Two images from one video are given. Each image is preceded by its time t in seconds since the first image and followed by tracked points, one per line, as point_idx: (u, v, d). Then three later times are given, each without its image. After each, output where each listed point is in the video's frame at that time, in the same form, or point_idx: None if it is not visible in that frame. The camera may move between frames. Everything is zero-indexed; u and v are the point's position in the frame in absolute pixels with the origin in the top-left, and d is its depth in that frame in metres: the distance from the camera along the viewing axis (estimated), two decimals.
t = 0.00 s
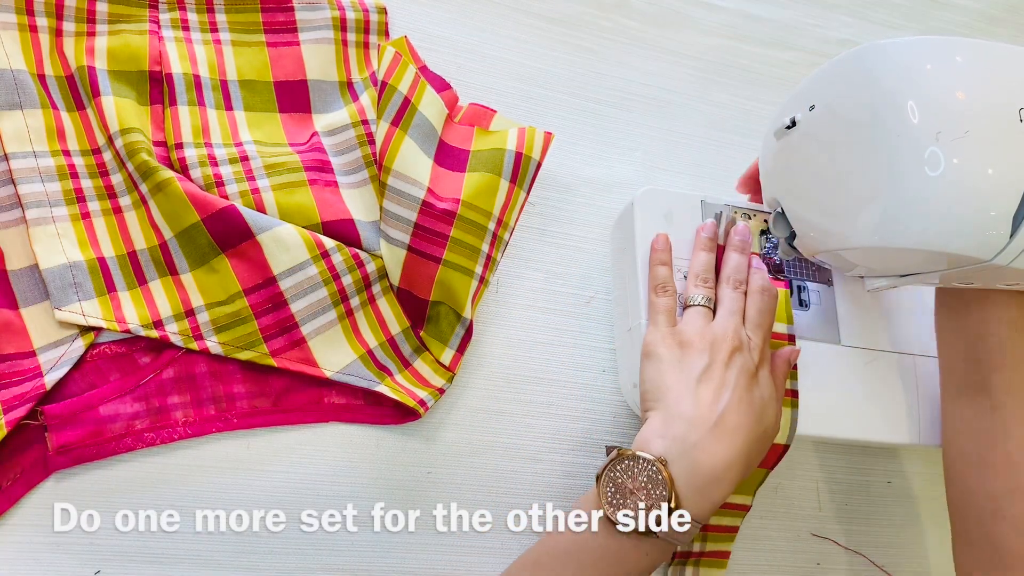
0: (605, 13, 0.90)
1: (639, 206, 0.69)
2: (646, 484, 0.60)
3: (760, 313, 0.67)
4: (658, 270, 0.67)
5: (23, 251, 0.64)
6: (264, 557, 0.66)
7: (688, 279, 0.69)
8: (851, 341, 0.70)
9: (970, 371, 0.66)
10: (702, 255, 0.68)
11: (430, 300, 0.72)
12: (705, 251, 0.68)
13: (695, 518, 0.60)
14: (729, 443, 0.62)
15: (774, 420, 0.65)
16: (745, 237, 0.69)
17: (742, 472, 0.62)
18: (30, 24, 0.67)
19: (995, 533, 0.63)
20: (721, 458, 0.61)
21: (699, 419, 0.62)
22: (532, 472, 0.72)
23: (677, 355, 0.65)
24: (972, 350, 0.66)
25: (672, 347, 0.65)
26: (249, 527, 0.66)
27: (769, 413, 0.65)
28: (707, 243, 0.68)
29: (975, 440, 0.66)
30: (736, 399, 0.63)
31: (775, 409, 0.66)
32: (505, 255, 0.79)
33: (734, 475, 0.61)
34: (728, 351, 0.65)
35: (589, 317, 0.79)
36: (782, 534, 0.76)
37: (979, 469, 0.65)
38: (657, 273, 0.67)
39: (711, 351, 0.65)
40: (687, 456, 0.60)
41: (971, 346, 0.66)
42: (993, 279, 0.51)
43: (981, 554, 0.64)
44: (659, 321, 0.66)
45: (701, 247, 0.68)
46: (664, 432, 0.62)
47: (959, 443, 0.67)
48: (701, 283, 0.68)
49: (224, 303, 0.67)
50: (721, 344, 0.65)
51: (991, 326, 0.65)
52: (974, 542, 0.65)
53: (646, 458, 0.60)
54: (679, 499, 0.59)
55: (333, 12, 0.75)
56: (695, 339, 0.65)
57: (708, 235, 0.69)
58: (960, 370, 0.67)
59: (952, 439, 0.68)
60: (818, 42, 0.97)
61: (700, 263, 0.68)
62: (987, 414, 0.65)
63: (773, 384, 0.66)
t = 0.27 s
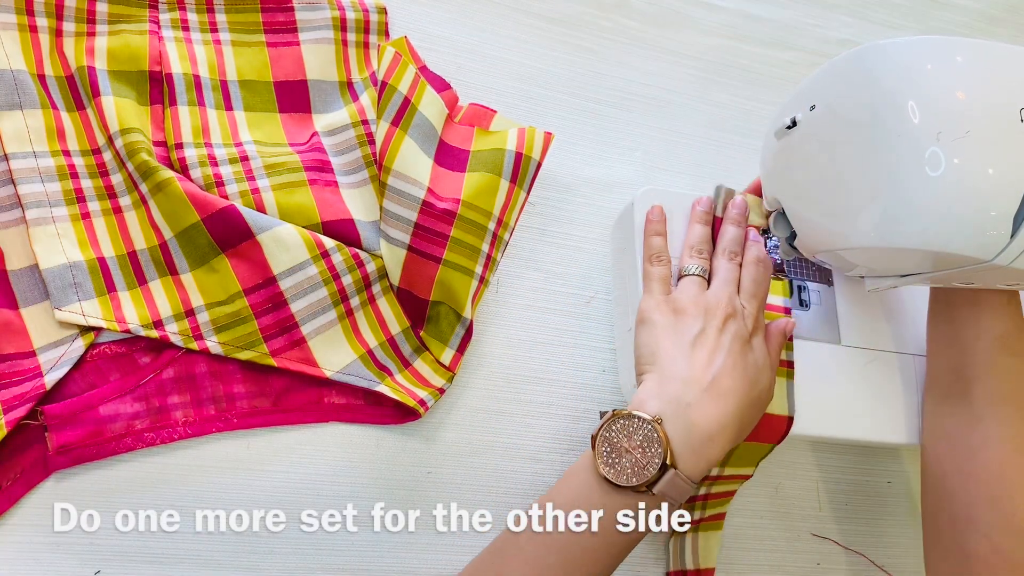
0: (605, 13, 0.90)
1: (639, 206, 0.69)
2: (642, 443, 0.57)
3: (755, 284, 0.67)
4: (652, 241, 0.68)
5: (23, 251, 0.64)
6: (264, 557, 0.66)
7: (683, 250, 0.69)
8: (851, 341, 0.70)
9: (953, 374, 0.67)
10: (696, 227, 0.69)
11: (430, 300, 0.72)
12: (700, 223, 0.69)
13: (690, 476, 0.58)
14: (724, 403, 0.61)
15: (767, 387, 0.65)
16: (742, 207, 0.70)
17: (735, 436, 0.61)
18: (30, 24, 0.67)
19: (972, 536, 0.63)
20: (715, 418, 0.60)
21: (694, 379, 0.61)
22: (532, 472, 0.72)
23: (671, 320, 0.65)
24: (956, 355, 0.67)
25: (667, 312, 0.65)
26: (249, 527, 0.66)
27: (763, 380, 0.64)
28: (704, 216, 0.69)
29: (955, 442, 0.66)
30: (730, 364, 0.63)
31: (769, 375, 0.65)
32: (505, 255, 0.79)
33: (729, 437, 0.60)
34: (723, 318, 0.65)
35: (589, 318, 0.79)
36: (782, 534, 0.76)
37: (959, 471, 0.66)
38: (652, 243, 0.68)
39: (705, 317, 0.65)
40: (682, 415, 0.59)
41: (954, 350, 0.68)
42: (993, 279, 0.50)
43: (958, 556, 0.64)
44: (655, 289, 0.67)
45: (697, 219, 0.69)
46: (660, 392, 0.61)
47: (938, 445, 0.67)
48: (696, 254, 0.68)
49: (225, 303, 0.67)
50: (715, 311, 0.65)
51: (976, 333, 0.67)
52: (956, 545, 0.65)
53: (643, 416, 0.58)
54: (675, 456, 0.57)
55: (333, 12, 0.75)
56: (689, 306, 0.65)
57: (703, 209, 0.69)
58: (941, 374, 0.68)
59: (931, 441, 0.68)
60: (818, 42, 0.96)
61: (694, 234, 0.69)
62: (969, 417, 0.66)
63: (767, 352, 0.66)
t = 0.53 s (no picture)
0: (605, 13, 0.90)
1: (640, 205, 0.70)
2: (637, 467, 0.54)
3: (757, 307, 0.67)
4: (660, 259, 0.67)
5: (23, 250, 0.64)
6: (264, 557, 0.66)
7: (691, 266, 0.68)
8: (851, 341, 0.70)
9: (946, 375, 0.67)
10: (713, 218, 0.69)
11: (430, 300, 0.72)
12: (711, 239, 0.68)
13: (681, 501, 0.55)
14: (722, 429, 0.58)
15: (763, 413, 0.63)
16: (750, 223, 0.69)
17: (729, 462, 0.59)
18: (30, 24, 0.67)
19: (973, 536, 0.63)
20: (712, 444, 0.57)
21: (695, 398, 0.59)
22: (532, 472, 0.72)
23: (673, 342, 0.63)
24: (948, 355, 0.67)
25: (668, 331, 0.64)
26: (249, 527, 0.66)
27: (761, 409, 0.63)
28: (715, 229, 0.68)
29: (954, 443, 0.66)
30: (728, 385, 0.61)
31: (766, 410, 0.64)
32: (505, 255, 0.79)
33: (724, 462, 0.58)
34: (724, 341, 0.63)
35: (589, 318, 0.79)
36: (782, 534, 0.76)
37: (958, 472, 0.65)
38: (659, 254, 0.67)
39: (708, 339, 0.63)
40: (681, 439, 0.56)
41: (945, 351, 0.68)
42: (993, 279, 0.50)
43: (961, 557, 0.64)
44: (658, 308, 0.65)
45: (709, 234, 0.68)
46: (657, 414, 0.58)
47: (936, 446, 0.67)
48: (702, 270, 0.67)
49: (225, 303, 0.67)
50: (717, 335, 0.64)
51: (966, 333, 0.67)
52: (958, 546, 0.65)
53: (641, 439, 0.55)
54: (671, 481, 0.55)
55: (333, 12, 0.75)
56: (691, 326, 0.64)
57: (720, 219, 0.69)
58: (934, 375, 0.68)
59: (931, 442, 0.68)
60: (818, 42, 0.96)
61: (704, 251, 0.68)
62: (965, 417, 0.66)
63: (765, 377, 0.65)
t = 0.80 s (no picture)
0: (605, 13, 0.90)
1: (640, 205, 0.70)
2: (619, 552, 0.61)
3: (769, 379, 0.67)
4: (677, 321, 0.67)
5: (23, 250, 0.64)
6: (264, 557, 0.66)
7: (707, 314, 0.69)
8: (851, 341, 0.70)
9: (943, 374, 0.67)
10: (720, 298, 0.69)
11: (430, 300, 0.72)
12: (724, 307, 0.68)
13: None
14: (709, 515, 0.62)
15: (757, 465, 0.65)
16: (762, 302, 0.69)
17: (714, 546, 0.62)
18: (30, 24, 0.67)
19: (975, 536, 0.63)
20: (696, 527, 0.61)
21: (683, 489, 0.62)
22: (532, 472, 0.72)
23: (673, 414, 0.65)
24: (941, 355, 0.67)
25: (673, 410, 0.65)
26: (249, 527, 0.66)
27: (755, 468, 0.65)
28: (729, 300, 0.68)
29: (954, 444, 0.66)
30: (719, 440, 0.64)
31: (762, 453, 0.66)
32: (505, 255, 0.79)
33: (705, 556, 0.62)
34: (728, 415, 0.64)
35: (589, 318, 0.79)
36: (782, 534, 0.76)
37: (958, 474, 0.65)
38: (671, 337, 0.66)
39: (711, 412, 0.64)
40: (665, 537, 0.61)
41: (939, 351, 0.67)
42: (993, 279, 0.50)
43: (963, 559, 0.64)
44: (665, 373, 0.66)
45: (722, 302, 0.68)
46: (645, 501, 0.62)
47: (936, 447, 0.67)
48: (715, 339, 0.67)
49: (225, 303, 0.67)
50: (722, 408, 0.65)
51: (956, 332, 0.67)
52: (959, 547, 0.65)
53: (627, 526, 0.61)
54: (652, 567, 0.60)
55: (333, 12, 0.75)
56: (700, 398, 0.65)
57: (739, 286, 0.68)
58: (930, 375, 0.68)
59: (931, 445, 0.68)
60: (818, 43, 0.97)
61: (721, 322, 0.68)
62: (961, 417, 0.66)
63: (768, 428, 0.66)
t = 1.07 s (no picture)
0: (605, 13, 0.90)
1: (640, 204, 0.70)
2: None
3: (775, 455, 0.67)
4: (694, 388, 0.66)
5: (23, 250, 0.64)
6: (264, 557, 0.66)
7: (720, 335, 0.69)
8: (850, 341, 0.70)
9: (939, 374, 0.67)
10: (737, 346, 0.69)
11: (430, 300, 0.72)
12: (740, 381, 0.67)
13: None
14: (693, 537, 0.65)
15: (753, 533, 0.66)
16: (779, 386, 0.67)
17: None
18: (30, 24, 0.67)
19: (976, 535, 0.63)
20: None
21: (666, 551, 0.66)
22: (532, 472, 0.72)
23: (671, 477, 0.66)
24: (936, 356, 0.68)
25: (671, 470, 0.66)
26: (249, 527, 0.66)
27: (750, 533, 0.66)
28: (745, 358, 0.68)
29: (953, 441, 0.66)
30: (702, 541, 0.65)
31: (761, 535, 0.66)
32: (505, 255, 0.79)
33: None
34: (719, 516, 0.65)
35: (589, 318, 0.79)
36: (783, 534, 0.76)
37: (959, 473, 0.65)
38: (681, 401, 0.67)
39: (708, 491, 0.64)
40: None
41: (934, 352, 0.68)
42: (993, 279, 0.50)
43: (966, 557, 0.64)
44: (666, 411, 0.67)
45: (738, 377, 0.67)
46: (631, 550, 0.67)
47: (935, 446, 0.67)
48: (728, 410, 0.67)
49: (225, 303, 0.67)
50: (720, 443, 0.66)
51: (949, 330, 0.67)
52: (961, 545, 0.65)
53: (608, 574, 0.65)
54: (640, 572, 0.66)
55: (333, 12, 0.75)
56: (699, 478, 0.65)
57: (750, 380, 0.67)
58: (926, 375, 0.68)
59: (930, 442, 0.68)
60: (818, 42, 0.97)
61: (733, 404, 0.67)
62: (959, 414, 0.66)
63: (774, 503, 0.65)
